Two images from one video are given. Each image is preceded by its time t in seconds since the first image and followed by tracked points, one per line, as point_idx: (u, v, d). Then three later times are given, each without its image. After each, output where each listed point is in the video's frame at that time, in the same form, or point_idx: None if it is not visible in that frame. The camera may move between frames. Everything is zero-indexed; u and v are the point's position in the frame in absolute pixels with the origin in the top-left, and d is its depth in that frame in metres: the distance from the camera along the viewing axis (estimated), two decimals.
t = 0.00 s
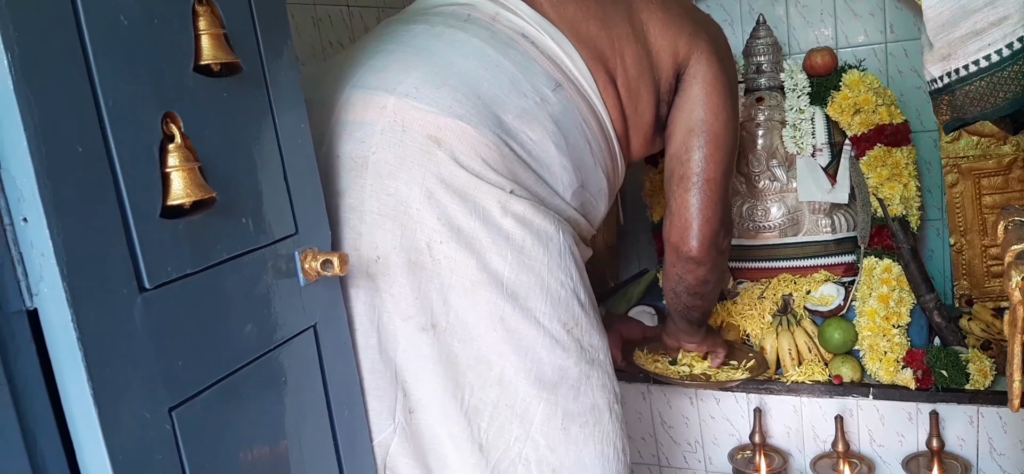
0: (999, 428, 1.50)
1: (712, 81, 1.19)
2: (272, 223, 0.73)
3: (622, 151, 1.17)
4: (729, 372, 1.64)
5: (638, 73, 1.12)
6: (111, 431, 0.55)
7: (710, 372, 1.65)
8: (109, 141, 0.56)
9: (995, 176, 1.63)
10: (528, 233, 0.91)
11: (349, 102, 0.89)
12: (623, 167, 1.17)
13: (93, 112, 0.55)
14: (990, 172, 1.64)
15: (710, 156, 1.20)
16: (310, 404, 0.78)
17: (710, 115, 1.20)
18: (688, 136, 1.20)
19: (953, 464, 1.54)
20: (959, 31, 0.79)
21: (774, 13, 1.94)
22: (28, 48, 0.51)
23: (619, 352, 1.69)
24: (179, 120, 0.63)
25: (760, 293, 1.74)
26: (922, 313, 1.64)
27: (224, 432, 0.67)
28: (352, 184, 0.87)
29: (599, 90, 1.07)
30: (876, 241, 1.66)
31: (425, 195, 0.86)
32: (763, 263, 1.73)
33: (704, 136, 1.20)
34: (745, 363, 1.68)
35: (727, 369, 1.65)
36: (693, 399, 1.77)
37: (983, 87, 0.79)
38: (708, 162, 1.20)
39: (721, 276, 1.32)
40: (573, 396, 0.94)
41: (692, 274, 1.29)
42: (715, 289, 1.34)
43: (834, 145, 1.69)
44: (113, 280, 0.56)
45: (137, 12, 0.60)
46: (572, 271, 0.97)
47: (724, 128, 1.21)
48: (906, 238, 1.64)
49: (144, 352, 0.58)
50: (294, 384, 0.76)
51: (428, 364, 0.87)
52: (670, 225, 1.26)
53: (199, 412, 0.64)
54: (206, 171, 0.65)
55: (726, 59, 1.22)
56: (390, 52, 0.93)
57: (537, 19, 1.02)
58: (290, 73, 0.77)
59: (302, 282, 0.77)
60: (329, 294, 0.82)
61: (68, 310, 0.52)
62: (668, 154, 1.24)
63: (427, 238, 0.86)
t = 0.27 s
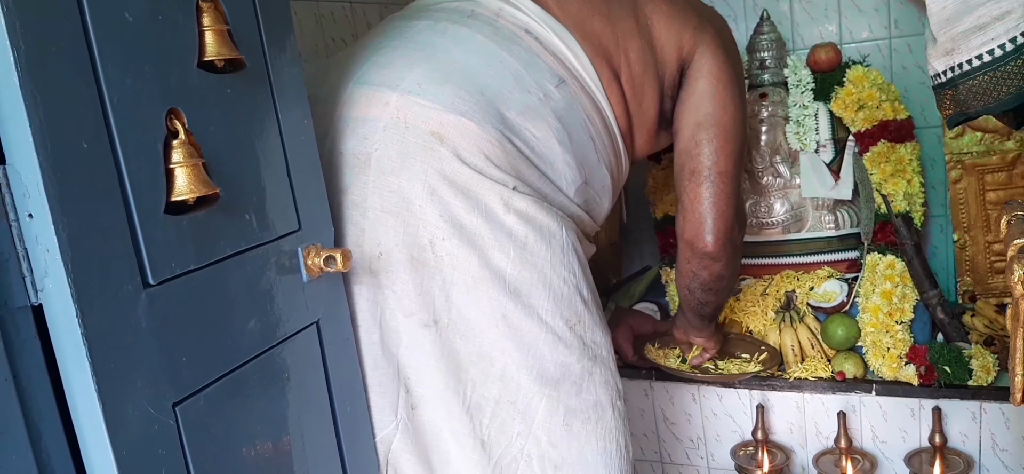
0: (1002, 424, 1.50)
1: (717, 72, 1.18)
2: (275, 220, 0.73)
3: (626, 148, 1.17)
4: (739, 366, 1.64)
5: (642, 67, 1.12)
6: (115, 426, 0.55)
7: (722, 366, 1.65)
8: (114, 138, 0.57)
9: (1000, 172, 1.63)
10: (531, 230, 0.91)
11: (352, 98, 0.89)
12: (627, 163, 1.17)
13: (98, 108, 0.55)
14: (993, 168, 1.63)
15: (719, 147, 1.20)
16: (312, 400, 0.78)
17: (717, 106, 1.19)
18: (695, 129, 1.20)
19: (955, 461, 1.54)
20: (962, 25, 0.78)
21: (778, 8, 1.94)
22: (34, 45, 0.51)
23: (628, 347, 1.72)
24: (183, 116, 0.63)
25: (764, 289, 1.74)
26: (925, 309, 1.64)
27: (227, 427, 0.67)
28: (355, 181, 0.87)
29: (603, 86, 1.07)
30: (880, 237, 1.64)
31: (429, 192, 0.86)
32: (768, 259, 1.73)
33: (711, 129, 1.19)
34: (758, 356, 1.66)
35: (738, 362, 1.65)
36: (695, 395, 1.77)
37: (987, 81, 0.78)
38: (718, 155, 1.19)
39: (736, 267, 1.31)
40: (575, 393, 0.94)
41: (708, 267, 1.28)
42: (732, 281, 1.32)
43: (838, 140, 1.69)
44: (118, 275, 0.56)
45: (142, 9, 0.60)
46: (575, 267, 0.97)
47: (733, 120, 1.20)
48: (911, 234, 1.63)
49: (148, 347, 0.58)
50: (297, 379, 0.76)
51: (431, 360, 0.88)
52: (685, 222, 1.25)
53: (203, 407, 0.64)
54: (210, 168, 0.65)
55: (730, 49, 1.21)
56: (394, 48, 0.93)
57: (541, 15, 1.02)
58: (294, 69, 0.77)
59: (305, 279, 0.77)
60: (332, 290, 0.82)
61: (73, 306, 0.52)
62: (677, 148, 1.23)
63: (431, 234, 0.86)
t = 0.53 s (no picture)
0: (997, 420, 1.51)
1: (715, 72, 1.20)
2: (272, 215, 0.73)
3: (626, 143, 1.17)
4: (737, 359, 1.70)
5: (642, 63, 1.12)
6: (113, 421, 0.55)
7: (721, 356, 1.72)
8: (110, 131, 0.57)
9: (996, 168, 1.63)
10: (530, 225, 0.92)
11: (352, 93, 0.89)
12: (626, 159, 1.17)
13: (94, 101, 0.55)
14: (990, 165, 1.64)
15: (717, 148, 1.21)
16: (310, 395, 0.78)
17: (715, 106, 1.20)
18: (694, 129, 1.21)
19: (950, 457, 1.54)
20: (957, 19, 0.78)
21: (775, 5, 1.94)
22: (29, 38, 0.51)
23: (628, 341, 1.78)
24: (180, 110, 0.63)
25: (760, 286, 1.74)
26: (921, 306, 1.64)
27: (225, 422, 0.67)
28: (355, 175, 0.87)
29: (603, 82, 1.07)
30: (875, 233, 1.65)
31: (428, 187, 0.86)
32: (763, 256, 1.72)
33: (710, 130, 1.20)
34: (758, 348, 1.71)
35: (738, 355, 1.71)
36: (692, 391, 1.77)
37: (982, 76, 0.79)
38: (717, 156, 1.21)
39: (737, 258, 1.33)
40: (574, 388, 0.95)
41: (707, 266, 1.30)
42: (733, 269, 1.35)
43: (835, 137, 1.69)
44: (115, 270, 0.56)
45: (139, 3, 0.60)
46: (574, 263, 0.97)
47: (729, 121, 1.22)
48: (906, 231, 1.64)
49: (144, 342, 0.58)
50: (294, 375, 0.76)
51: (429, 355, 0.88)
52: (682, 224, 1.27)
53: (200, 402, 0.64)
54: (207, 163, 0.65)
55: (729, 49, 1.23)
56: (394, 42, 0.92)
57: (541, 10, 1.02)
58: (291, 64, 0.77)
59: (302, 274, 0.77)
60: (330, 286, 0.82)
61: (70, 300, 0.52)
62: (676, 148, 1.24)
63: (430, 229, 0.86)
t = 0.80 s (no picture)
0: (997, 425, 1.51)
1: (720, 87, 1.22)
2: (274, 218, 0.73)
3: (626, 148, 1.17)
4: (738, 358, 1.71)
5: (644, 70, 1.13)
6: (117, 423, 0.55)
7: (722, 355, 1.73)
8: (114, 134, 0.57)
9: (995, 173, 1.63)
10: (532, 229, 0.92)
11: (354, 98, 0.89)
12: (627, 164, 1.17)
13: (98, 105, 0.56)
14: (989, 170, 1.64)
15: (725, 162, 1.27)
16: (312, 398, 0.78)
17: (722, 122, 1.24)
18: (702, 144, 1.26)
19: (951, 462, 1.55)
20: (955, 26, 0.78)
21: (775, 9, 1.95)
22: (34, 42, 0.51)
23: (629, 343, 1.77)
24: (183, 113, 0.63)
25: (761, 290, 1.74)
26: (921, 310, 1.64)
27: (229, 424, 0.67)
28: (356, 179, 0.87)
29: (604, 88, 1.07)
30: (875, 237, 1.65)
31: (428, 191, 0.86)
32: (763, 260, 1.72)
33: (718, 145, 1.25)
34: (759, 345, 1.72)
35: (738, 353, 1.72)
36: (692, 395, 1.77)
37: (981, 82, 0.79)
38: (726, 171, 1.27)
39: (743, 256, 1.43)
40: (576, 392, 0.95)
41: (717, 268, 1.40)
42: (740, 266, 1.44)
43: (834, 141, 1.69)
44: (118, 272, 0.56)
45: (142, 7, 0.60)
46: (575, 267, 0.97)
47: (735, 134, 1.26)
48: (906, 235, 1.64)
49: (148, 345, 0.59)
50: (297, 378, 0.76)
51: (431, 359, 0.88)
52: (695, 230, 1.35)
53: (203, 405, 0.64)
54: (210, 166, 0.65)
55: (732, 60, 1.24)
56: (396, 47, 0.93)
57: (542, 16, 1.02)
58: (294, 68, 0.78)
59: (305, 277, 0.77)
60: (332, 289, 0.82)
61: (73, 302, 0.52)
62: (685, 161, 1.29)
63: (432, 233, 0.87)
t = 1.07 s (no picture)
0: (1009, 434, 1.50)
1: (727, 85, 1.19)
2: (288, 227, 0.74)
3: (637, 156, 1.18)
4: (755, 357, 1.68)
5: (653, 77, 1.13)
6: (132, 432, 0.56)
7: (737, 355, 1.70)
8: (131, 145, 0.57)
9: (1006, 180, 1.62)
10: (544, 237, 0.92)
11: (368, 107, 0.90)
12: (637, 172, 1.17)
13: (116, 117, 0.56)
14: (1000, 177, 1.63)
15: (732, 160, 1.20)
16: (324, 406, 0.79)
17: (728, 118, 1.20)
18: (706, 140, 1.20)
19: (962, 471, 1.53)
20: (965, 38, 0.79)
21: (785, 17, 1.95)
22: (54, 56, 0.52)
23: (645, 346, 1.77)
24: (199, 125, 0.64)
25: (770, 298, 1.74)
26: (933, 318, 1.64)
27: (242, 432, 0.68)
28: (371, 187, 0.88)
29: (615, 95, 1.07)
30: (886, 245, 1.64)
31: (443, 198, 0.87)
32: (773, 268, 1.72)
33: (722, 140, 1.20)
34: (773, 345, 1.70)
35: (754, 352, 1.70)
36: (702, 403, 1.77)
37: (991, 94, 0.79)
38: (729, 166, 1.20)
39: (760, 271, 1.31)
40: (588, 399, 0.95)
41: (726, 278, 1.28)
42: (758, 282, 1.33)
43: (845, 149, 1.69)
44: (135, 283, 0.57)
45: (159, 20, 0.61)
46: (587, 274, 0.97)
47: (744, 133, 1.20)
48: (917, 243, 1.63)
49: (163, 354, 0.59)
50: (309, 386, 0.77)
51: (443, 367, 0.88)
52: (700, 233, 1.25)
53: (217, 414, 0.65)
54: (225, 177, 0.66)
55: (741, 65, 1.22)
56: (408, 57, 0.93)
57: (553, 24, 1.03)
58: (307, 79, 0.78)
59: (317, 286, 0.78)
60: (344, 297, 0.83)
61: (91, 313, 0.53)
62: (690, 161, 1.24)
63: (445, 241, 0.87)
